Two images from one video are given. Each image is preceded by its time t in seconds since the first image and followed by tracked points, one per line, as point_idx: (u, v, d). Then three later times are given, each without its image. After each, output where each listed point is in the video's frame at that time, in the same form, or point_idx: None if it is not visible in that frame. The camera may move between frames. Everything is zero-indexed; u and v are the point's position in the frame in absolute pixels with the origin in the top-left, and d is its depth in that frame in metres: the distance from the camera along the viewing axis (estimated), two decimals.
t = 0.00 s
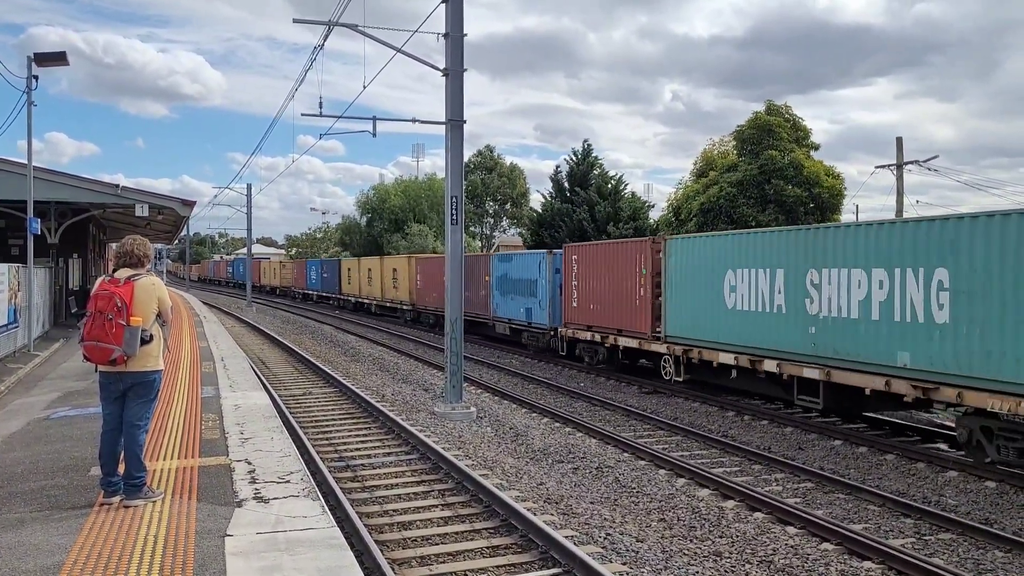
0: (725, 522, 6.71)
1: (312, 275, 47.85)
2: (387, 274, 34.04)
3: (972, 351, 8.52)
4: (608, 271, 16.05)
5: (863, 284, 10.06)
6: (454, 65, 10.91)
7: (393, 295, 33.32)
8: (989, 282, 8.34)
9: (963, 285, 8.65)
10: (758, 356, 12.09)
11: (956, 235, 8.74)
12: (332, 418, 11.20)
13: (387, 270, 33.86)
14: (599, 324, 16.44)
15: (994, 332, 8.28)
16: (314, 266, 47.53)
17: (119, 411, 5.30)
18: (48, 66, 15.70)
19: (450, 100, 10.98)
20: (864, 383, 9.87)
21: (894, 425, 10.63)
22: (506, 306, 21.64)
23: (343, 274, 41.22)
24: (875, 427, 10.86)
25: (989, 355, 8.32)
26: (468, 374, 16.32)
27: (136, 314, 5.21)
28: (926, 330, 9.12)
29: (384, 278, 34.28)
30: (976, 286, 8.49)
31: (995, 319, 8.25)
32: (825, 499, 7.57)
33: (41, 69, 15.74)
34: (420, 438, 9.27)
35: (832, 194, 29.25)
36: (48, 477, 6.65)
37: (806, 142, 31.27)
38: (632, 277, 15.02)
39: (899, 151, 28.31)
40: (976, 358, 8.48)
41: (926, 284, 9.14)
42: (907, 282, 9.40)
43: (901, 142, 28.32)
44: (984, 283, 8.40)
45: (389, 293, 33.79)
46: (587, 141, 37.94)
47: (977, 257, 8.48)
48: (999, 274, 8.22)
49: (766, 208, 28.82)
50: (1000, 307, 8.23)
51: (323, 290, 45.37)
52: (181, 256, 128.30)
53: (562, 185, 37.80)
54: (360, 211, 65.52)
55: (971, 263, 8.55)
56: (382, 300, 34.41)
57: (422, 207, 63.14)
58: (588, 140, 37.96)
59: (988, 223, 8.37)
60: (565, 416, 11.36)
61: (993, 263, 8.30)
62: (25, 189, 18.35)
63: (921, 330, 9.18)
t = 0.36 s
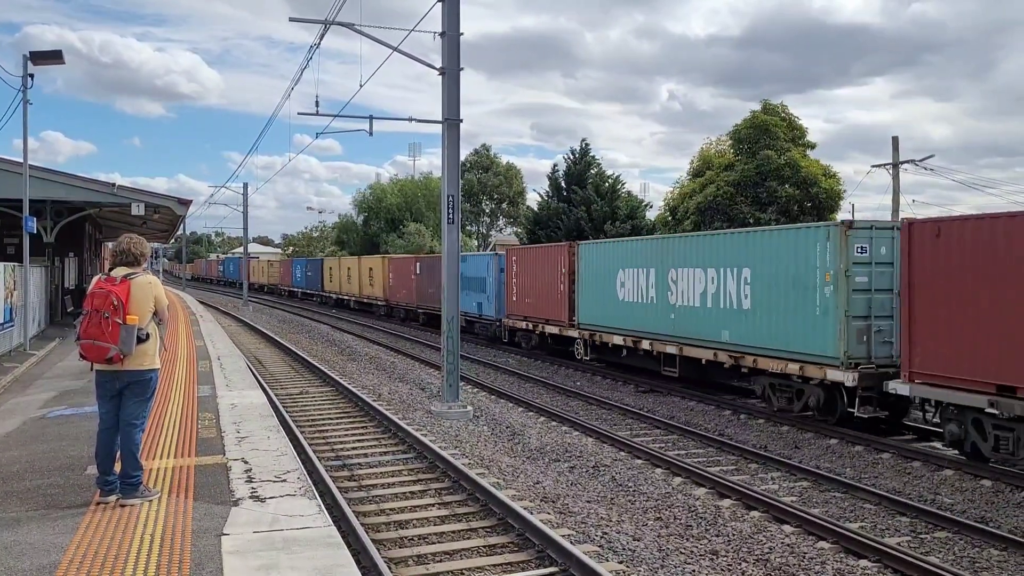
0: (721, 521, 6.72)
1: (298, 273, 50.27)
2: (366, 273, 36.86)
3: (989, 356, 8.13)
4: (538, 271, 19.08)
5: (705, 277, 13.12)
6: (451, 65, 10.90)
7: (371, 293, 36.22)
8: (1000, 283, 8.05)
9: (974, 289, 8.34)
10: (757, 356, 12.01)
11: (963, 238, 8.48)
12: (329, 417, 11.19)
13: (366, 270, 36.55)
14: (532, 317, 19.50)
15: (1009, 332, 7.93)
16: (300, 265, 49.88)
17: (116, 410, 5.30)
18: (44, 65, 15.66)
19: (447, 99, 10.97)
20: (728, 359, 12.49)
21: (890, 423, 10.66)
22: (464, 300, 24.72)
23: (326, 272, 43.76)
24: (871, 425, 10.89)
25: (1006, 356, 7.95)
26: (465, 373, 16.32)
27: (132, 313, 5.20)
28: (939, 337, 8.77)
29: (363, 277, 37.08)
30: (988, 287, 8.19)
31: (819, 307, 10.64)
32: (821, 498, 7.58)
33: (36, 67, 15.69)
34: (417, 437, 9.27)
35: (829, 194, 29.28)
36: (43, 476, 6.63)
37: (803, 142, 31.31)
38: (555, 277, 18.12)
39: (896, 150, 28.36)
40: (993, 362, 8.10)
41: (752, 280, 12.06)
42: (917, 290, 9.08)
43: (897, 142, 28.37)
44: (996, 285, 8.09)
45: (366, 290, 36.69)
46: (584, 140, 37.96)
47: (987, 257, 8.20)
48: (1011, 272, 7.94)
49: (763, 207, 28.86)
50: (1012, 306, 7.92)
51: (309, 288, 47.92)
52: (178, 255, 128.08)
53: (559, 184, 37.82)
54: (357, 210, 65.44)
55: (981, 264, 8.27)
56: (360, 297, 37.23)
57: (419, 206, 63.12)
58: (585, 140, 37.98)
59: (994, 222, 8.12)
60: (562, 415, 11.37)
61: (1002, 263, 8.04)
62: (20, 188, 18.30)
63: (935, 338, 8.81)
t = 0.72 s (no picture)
0: (720, 516, 6.73)
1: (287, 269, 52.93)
2: (347, 270, 39.62)
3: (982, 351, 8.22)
4: (489, 268, 22.28)
5: (609, 274, 16.07)
6: (448, 61, 10.88)
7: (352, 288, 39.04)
8: (912, 278, 9.05)
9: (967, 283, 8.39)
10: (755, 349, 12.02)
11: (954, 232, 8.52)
12: (328, 414, 11.19)
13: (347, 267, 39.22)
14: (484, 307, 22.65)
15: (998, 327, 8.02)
16: (288, 263, 52.40)
17: (115, 408, 5.29)
18: (40, 63, 15.62)
19: (445, 96, 10.96)
20: (626, 337, 15.30)
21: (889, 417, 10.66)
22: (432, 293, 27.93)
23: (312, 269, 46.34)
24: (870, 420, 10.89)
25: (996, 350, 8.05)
26: (465, 369, 16.33)
27: (131, 310, 5.20)
28: (931, 328, 8.81)
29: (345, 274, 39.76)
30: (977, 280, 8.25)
31: (682, 295, 13.65)
32: (820, 492, 7.59)
33: (33, 65, 15.65)
34: (416, 433, 9.26)
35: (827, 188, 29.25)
36: (43, 474, 6.62)
37: (801, 137, 31.28)
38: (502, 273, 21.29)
39: (894, 145, 28.35)
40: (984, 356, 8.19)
41: (641, 276, 14.92)
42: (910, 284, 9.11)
43: (895, 136, 28.36)
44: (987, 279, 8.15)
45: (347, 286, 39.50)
46: (582, 136, 37.93)
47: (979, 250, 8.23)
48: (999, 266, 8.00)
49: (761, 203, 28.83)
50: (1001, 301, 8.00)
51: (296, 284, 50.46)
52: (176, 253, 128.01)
53: (558, 180, 37.75)
54: (355, 207, 65.39)
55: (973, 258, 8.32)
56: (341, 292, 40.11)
57: (417, 202, 63.09)
58: (584, 136, 37.94)
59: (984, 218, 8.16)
60: (561, 411, 11.37)
61: (896, 268, 9.28)
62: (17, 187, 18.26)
63: (927, 331, 8.88)
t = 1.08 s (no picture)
0: (721, 512, 6.73)
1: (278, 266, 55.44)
2: (333, 266, 42.21)
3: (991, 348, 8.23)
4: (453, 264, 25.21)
5: (544, 270, 18.91)
6: (449, 57, 10.85)
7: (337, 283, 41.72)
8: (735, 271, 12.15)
9: (978, 281, 8.40)
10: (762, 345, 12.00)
11: (966, 230, 8.52)
12: (329, 411, 11.19)
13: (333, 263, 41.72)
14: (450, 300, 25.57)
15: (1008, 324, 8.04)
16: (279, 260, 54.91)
17: (116, 405, 5.29)
18: (41, 60, 15.60)
19: (446, 92, 10.94)
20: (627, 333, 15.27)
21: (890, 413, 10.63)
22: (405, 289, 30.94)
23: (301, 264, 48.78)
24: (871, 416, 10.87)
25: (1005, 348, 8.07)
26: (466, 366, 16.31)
27: (132, 307, 5.20)
28: (942, 325, 8.82)
29: (332, 270, 42.38)
30: (990, 279, 8.25)
31: (591, 287, 16.43)
32: (821, 488, 7.59)
33: (34, 63, 15.64)
34: (418, 430, 9.27)
35: (828, 184, 29.25)
36: (44, 471, 6.63)
37: (802, 133, 31.23)
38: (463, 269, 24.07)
39: (895, 141, 28.31)
40: (993, 354, 8.22)
41: (565, 271, 17.72)
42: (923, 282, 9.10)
43: (896, 132, 28.33)
44: (997, 276, 8.16)
45: (334, 281, 42.28)
46: (583, 132, 37.88)
47: (990, 249, 8.23)
48: (1010, 264, 8.01)
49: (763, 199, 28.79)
50: (1014, 300, 7.99)
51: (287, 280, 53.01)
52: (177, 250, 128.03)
53: (559, 177, 37.69)
54: (356, 205, 65.39)
55: (983, 256, 8.32)
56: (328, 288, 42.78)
57: (418, 199, 63.09)
58: (585, 132, 37.89)
59: (995, 215, 8.15)
60: (563, 408, 11.37)
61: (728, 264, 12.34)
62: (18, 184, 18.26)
63: (940, 328, 8.87)
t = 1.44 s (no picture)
0: (719, 512, 6.73)
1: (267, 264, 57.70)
2: (319, 265, 44.65)
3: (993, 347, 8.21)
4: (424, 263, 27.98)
5: (494, 269, 21.64)
6: (447, 56, 10.84)
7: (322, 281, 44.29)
8: (630, 271, 15.07)
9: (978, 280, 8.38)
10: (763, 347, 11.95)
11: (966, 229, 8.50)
12: (327, 411, 11.19)
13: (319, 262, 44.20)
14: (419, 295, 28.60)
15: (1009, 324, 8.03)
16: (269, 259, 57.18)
17: (113, 406, 5.28)
18: (38, 60, 15.58)
19: (444, 91, 10.93)
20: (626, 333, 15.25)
21: (889, 413, 10.63)
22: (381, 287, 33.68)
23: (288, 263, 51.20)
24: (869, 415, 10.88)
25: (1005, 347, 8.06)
26: (465, 366, 16.30)
27: (129, 308, 5.19)
28: (945, 326, 8.79)
29: (318, 269, 44.83)
30: (990, 277, 8.24)
31: (530, 283, 19.32)
32: (819, 487, 7.60)
33: (31, 63, 15.62)
34: (416, 430, 9.25)
35: (826, 183, 29.29)
36: (42, 472, 6.62)
37: (800, 132, 31.25)
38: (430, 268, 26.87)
39: (893, 140, 28.34)
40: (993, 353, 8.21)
41: (511, 270, 20.52)
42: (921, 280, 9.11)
43: (894, 132, 28.36)
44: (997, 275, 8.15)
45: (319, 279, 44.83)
46: (581, 132, 37.88)
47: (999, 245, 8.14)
48: (1010, 263, 8.00)
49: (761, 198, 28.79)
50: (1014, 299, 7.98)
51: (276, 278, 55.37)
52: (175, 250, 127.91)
53: (557, 176, 37.69)
54: (354, 204, 65.37)
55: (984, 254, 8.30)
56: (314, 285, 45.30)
57: (416, 199, 63.09)
58: (583, 131, 37.90)
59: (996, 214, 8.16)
60: (561, 407, 11.37)
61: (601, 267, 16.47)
62: (16, 184, 18.24)
63: (938, 327, 8.88)
